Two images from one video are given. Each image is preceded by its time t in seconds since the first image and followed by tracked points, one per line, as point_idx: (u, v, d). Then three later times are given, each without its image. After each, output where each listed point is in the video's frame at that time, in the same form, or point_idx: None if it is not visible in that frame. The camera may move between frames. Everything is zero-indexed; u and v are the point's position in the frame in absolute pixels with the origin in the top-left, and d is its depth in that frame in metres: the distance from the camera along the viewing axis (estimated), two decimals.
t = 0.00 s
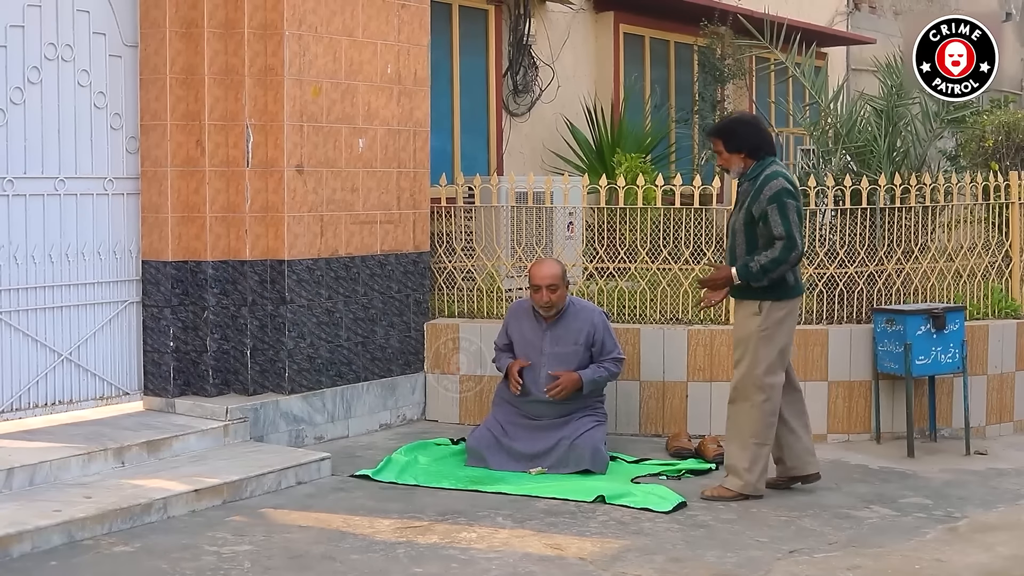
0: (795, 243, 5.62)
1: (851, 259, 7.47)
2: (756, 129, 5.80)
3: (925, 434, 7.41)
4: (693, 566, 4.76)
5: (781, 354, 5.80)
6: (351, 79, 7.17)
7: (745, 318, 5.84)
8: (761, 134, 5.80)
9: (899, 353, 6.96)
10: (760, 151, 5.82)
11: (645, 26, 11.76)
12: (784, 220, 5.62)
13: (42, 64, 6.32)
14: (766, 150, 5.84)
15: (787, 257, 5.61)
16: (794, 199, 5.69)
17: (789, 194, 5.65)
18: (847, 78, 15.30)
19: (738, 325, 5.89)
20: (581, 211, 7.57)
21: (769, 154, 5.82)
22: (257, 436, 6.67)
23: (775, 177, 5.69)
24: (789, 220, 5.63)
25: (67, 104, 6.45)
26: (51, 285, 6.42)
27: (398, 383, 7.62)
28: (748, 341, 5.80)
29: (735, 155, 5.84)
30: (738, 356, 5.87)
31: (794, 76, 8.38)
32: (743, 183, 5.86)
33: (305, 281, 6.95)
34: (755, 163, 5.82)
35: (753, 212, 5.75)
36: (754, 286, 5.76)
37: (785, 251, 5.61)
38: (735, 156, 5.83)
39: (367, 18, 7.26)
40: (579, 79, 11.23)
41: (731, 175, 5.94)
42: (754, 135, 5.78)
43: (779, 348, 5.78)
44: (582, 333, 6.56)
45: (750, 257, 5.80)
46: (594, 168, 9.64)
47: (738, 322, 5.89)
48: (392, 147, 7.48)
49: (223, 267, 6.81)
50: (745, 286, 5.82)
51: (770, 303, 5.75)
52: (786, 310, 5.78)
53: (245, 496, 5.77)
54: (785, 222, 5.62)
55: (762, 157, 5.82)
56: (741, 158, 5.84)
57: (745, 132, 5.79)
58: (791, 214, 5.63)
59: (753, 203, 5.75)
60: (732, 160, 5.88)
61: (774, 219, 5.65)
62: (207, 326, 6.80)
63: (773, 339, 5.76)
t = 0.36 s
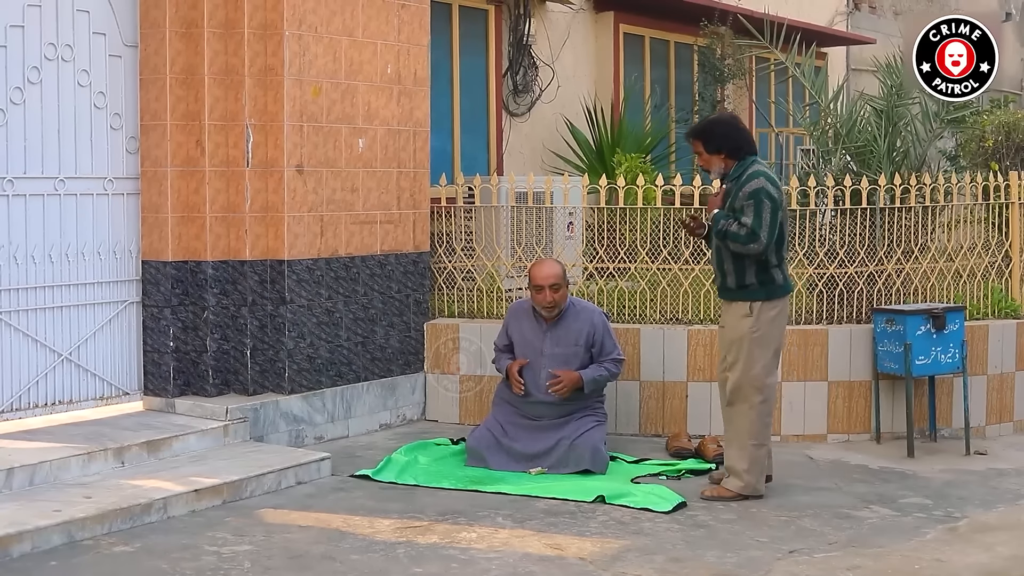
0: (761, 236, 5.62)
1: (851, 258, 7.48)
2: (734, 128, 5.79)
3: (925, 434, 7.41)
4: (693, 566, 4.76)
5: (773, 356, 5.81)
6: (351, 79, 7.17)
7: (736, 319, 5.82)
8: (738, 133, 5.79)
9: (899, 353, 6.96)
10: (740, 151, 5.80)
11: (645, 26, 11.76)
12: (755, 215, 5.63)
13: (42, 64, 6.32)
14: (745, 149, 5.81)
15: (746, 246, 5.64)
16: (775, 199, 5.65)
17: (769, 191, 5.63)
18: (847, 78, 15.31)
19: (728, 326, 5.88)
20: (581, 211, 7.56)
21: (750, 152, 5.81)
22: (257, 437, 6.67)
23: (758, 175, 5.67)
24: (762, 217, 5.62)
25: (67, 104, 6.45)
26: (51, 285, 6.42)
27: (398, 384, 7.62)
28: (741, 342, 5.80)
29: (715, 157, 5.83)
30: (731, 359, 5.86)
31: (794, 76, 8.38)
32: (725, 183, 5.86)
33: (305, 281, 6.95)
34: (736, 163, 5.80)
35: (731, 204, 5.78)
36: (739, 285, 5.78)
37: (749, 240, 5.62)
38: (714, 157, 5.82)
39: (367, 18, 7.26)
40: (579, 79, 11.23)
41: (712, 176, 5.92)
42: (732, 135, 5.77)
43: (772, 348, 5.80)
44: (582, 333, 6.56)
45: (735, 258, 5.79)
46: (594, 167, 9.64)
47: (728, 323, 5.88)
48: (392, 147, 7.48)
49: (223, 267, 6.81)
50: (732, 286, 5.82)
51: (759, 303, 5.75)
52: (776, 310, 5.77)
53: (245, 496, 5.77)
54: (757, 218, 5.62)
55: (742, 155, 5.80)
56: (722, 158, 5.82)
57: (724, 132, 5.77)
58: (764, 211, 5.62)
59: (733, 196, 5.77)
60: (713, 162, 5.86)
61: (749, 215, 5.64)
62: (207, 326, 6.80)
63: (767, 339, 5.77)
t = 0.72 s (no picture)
0: (755, 230, 5.60)
1: (851, 259, 7.48)
2: (723, 128, 5.79)
3: (925, 434, 7.41)
4: (693, 566, 4.76)
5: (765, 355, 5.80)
6: (351, 79, 7.17)
7: (728, 316, 5.82)
8: (727, 134, 5.81)
9: (899, 353, 6.96)
10: (728, 152, 5.81)
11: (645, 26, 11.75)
12: (747, 211, 5.61)
13: (42, 64, 6.32)
14: (733, 149, 5.82)
15: (740, 242, 5.61)
16: (762, 193, 5.67)
17: (755, 185, 5.65)
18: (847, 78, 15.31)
19: (721, 324, 5.89)
20: (581, 211, 7.56)
21: (737, 153, 5.82)
22: (257, 437, 6.67)
23: (743, 171, 5.69)
24: (753, 212, 5.62)
25: (67, 105, 6.45)
26: (51, 285, 6.42)
27: (398, 384, 7.62)
28: (732, 339, 5.80)
29: (704, 158, 5.83)
30: (723, 357, 5.86)
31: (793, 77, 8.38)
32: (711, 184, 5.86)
33: (304, 281, 6.95)
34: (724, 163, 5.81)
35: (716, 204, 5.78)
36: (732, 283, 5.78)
37: (743, 235, 5.60)
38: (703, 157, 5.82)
39: (367, 18, 7.26)
40: (579, 80, 11.23)
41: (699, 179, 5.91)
42: (720, 136, 5.78)
43: (765, 346, 5.80)
44: (582, 333, 6.56)
45: (725, 256, 5.78)
46: (594, 168, 9.64)
47: (721, 322, 5.88)
48: (392, 147, 7.48)
49: (223, 267, 6.81)
50: (724, 285, 5.82)
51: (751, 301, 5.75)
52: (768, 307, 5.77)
53: (245, 496, 5.77)
54: (748, 213, 5.61)
55: (730, 154, 5.81)
56: (711, 159, 5.82)
57: (712, 133, 5.77)
58: (754, 206, 5.62)
59: (717, 196, 5.78)
60: (701, 162, 5.87)
61: (739, 211, 5.64)
62: (207, 326, 6.80)
63: (758, 336, 5.77)
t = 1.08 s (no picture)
0: (757, 221, 5.57)
1: (851, 258, 7.48)
2: (719, 128, 5.79)
3: (925, 434, 7.41)
4: (692, 566, 4.76)
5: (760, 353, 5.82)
6: (351, 79, 7.17)
7: (724, 314, 5.82)
8: (725, 132, 5.81)
9: (899, 353, 6.96)
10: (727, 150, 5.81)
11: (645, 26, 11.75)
12: (744, 204, 5.60)
13: (42, 64, 6.32)
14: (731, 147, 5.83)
15: (744, 235, 5.57)
16: (756, 185, 5.67)
17: (748, 178, 5.64)
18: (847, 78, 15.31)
19: (715, 322, 5.89)
20: (581, 211, 7.57)
21: (737, 151, 5.82)
22: (257, 437, 6.67)
23: (736, 168, 5.70)
24: (752, 204, 5.60)
25: (67, 105, 6.45)
26: (51, 285, 6.42)
27: (398, 384, 7.62)
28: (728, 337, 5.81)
29: (706, 158, 5.83)
30: (720, 355, 5.87)
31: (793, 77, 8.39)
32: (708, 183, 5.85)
33: (304, 281, 6.95)
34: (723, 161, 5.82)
35: (712, 203, 5.78)
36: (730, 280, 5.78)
37: (745, 227, 5.57)
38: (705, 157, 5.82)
39: (367, 18, 7.26)
40: (579, 80, 11.23)
41: (699, 179, 5.92)
42: (718, 135, 5.78)
43: (760, 343, 5.83)
44: (582, 333, 6.57)
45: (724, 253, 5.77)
46: (594, 168, 9.64)
47: (716, 319, 5.88)
48: (392, 147, 7.48)
49: (223, 267, 6.81)
50: (722, 282, 5.81)
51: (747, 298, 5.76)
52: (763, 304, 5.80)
53: (245, 496, 5.77)
54: (747, 207, 5.59)
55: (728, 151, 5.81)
56: (713, 158, 5.83)
57: (709, 134, 5.78)
58: (752, 198, 5.61)
59: (712, 195, 5.78)
60: (703, 163, 5.86)
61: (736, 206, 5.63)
62: (207, 326, 6.80)
63: (755, 334, 5.79)
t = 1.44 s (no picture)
0: (767, 226, 5.58)
1: (851, 258, 7.48)
2: (720, 130, 5.78)
3: (925, 434, 7.41)
4: (692, 566, 4.76)
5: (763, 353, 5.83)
6: (351, 79, 7.17)
7: (728, 316, 5.82)
8: (727, 133, 5.80)
9: (899, 353, 6.96)
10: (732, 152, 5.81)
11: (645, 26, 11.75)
12: (751, 210, 5.61)
13: (42, 64, 6.32)
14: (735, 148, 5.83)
15: (756, 241, 5.57)
16: (760, 189, 5.69)
17: (752, 182, 5.67)
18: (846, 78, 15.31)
19: (719, 323, 5.89)
20: (581, 211, 7.57)
21: (739, 153, 5.82)
22: (257, 437, 6.67)
23: (740, 173, 5.72)
24: (759, 209, 5.61)
25: (66, 105, 6.44)
26: (51, 285, 6.42)
27: (398, 384, 7.62)
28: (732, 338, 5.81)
29: (712, 162, 5.81)
30: (723, 355, 5.87)
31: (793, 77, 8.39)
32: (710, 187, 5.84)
33: (304, 281, 6.95)
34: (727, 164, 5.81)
35: (717, 208, 5.77)
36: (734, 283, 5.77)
37: (756, 233, 5.57)
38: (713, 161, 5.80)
39: (367, 18, 7.26)
40: (579, 80, 11.23)
41: (703, 183, 5.90)
42: (722, 138, 5.77)
43: (763, 344, 5.83)
44: (582, 331, 6.57)
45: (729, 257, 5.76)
46: (595, 168, 9.63)
47: (720, 320, 5.88)
48: (392, 147, 7.48)
49: (223, 267, 6.81)
50: (727, 284, 5.81)
51: (751, 300, 5.75)
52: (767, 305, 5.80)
53: (245, 496, 5.77)
54: (755, 212, 5.60)
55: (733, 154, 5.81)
56: (719, 162, 5.82)
57: (713, 137, 5.76)
58: (759, 203, 5.62)
59: (717, 200, 5.78)
60: (709, 166, 5.84)
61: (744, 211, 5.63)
62: (207, 326, 6.80)
63: (758, 335, 5.80)
